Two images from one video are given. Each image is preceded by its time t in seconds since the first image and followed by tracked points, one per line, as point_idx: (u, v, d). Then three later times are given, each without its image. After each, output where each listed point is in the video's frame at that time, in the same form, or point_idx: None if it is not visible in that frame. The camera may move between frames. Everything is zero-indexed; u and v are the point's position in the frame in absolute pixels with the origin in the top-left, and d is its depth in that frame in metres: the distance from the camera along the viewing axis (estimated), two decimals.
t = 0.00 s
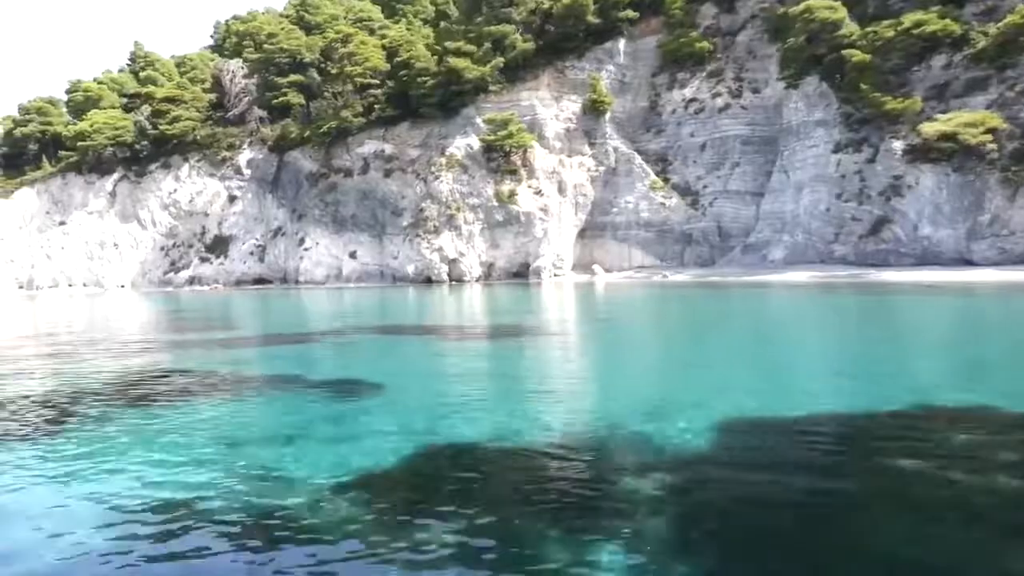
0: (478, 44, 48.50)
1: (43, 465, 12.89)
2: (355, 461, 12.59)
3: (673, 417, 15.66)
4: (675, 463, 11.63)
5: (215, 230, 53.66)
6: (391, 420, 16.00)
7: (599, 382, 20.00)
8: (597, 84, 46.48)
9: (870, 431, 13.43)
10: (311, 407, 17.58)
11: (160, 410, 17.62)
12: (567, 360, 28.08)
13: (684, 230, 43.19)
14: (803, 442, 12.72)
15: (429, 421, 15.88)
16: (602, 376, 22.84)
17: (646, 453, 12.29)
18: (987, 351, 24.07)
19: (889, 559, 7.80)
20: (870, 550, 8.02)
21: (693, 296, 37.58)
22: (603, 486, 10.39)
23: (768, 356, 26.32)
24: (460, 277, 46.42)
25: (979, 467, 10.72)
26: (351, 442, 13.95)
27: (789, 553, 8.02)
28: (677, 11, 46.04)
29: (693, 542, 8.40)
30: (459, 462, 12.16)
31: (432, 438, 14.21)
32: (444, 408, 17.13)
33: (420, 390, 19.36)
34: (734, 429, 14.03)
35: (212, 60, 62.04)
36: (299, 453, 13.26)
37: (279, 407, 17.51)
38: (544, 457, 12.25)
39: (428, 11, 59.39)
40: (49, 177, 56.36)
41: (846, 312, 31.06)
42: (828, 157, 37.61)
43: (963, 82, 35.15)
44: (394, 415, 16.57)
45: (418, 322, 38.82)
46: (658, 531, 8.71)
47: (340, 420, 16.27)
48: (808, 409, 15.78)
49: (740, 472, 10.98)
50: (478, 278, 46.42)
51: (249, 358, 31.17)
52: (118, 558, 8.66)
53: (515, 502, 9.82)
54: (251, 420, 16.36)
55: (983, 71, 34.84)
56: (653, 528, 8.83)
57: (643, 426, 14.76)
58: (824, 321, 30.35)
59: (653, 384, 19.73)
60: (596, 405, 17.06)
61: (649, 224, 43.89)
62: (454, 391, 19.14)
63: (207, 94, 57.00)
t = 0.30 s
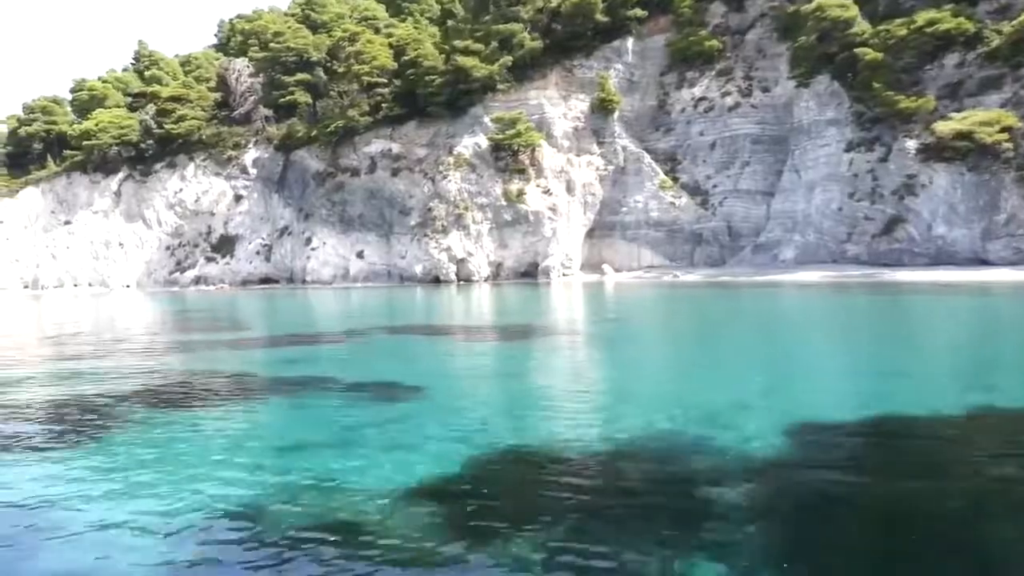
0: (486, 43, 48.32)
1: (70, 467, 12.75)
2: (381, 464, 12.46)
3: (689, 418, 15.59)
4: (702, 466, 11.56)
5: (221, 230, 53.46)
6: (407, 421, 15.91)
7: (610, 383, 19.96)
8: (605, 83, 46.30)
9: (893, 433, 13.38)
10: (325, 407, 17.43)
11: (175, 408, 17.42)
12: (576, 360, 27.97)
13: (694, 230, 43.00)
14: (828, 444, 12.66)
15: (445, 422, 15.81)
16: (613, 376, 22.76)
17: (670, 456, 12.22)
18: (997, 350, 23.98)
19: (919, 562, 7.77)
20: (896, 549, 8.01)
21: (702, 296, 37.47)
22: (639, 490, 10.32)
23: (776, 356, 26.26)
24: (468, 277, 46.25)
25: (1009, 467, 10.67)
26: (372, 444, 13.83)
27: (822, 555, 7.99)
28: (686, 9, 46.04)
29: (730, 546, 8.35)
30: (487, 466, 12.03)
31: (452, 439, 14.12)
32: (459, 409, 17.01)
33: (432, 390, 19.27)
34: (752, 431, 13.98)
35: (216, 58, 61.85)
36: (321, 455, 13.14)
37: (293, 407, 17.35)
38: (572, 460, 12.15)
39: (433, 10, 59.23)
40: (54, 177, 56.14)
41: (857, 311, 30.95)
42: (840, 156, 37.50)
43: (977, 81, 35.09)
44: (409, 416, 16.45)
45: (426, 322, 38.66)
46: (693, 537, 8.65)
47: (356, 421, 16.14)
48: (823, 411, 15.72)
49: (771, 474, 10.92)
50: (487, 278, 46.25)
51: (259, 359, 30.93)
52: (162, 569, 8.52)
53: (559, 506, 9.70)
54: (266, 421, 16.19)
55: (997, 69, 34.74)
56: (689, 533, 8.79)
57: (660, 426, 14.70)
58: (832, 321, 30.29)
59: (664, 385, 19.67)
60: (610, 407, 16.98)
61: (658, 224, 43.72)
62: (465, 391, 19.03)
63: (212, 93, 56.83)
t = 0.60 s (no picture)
0: (494, 41, 48.09)
1: (96, 465, 12.54)
2: (406, 465, 12.24)
3: (705, 419, 15.38)
4: (734, 467, 11.37)
5: (227, 229, 53.17)
6: (422, 421, 15.70)
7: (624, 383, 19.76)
8: (614, 81, 46.04)
9: (922, 435, 13.17)
10: (339, 407, 17.19)
11: (191, 408, 17.15)
12: (585, 359, 27.77)
13: (704, 229, 42.74)
14: (858, 448, 12.47)
15: (460, 421, 15.60)
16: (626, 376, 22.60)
17: (700, 457, 12.00)
18: (1009, 351, 23.81)
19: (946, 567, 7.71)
20: (934, 554, 7.90)
21: (712, 296, 37.26)
22: (679, 492, 10.13)
23: (785, 356, 26.10)
24: (476, 277, 46.03)
25: None
26: (393, 444, 13.63)
27: (848, 559, 7.98)
28: (696, 8, 45.69)
29: (757, 551, 8.32)
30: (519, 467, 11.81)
31: (471, 439, 13.92)
32: (475, 409, 16.77)
33: (443, 390, 19.05)
34: (773, 433, 13.78)
35: (221, 57, 61.62)
36: (345, 455, 12.95)
37: (308, 407, 17.10)
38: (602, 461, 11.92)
39: (440, 9, 58.97)
40: (59, 176, 55.92)
41: (869, 311, 30.77)
42: (853, 155, 37.34)
43: (992, 80, 34.97)
44: (423, 415, 16.24)
45: (435, 323, 38.38)
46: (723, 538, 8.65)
47: (369, 420, 15.92)
48: (842, 412, 15.51)
49: (805, 478, 10.76)
50: (495, 277, 46.02)
51: (269, 359, 30.63)
52: (204, 575, 8.30)
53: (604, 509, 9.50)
54: (283, 420, 15.96)
55: (1012, 68, 34.60)
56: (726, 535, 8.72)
57: (679, 427, 14.51)
58: (842, 321, 30.11)
59: (677, 385, 19.48)
60: (623, 407, 16.80)
61: (668, 224, 43.48)
62: (477, 391, 18.81)
63: (218, 92, 56.60)
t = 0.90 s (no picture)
0: (502, 40, 47.88)
1: (124, 470, 12.33)
2: (437, 469, 12.07)
3: (722, 419, 15.33)
4: (769, 469, 11.27)
5: (233, 229, 52.94)
6: (435, 423, 15.55)
7: (635, 382, 19.71)
8: (623, 80, 45.84)
9: (950, 439, 13.07)
10: (351, 408, 17.00)
11: (209, 409, 16.93)
12: (593, 359, 27.65)
13: (714, 229, 42.54)
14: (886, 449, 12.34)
15: (474, 422, 15.47)
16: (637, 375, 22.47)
17: (731, 460, 11.88)
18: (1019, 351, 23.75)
19: (997, 566, 7.71)
20: (990, 561, 7.78)
21: (721, 296, 37.11)
22: (726, 496, 9.98)
23: (795, 356, 25.98)
24: (485, 276, 45.87)
25: None
26: (417, 446, 13.47)
27: (895, 561, 7.90)
28: (705, 6, 45.56)
29: (805, 553, 8.27)
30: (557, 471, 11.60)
31: (493, 440, 13.80)
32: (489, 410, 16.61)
33: (451, 391, 18.91)
34: (796, 434, 13.75)
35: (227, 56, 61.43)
36: (375, 459, 12.75)
37: (322, 409, 16.87)
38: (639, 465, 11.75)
39: (446, 8, 58.76)
40: (64, 175, 55.75)
41: (881, 309, 30.74)
42: (865, 153, 37.19)
43: (1005, 78, 34.91)
44: (436, 416, 16.12)
45: (443, 323, 38.13)
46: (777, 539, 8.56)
47: (383, 421, 15.77)
48: (859, 413, 15.41)
49: (837, 482, 10.63)
50: (503, 277, 45.84)
51: (279, 360, 30.42)
52: None
53: (656, 518, 9.31)
54: (299, 423, 15.73)
55: None
56: (780, 537, 8.63)
57: (699, 428, 14.43)
58: (851, 319, 30.13)
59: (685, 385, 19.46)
60: (636, 407, 16.66)
61: (678, 223, 43.26)
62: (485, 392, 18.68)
63: (224, 91, 56.42)
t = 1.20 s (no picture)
0: (510, 39, 47.64)
1: (152, 475, 12.16)
2: (460, 475, 11.92)
3: (743, 421, 15.33)
4: (809, 476, 11.26)
5: (239, 228, 52.62)
6: (456, 422, 15.47)
7: (650, 382, 19.67)
8: (632, 79, 45.62)
9: (977, 445, 12.98)
10: (366, 408, 16.81)
11: (229, 411, 16.73)
12: (603, 360, 27.47)
13: (725, 228, 42.33)
14: (914, 456, 12.22)
15: (494, 422, 15.40)
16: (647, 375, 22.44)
17: (763, 466, 11.83)
18: None
19: None
20: None
21: (731, 296, 36.96)
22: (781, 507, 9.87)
23: (805, 356, 25.89)
24: (493, 276, 45.67)
25: None
26: (446, 448, 13.39)
27: None
28: (714, 5, 45.39)
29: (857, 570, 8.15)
30: (601, 479, 11.52)
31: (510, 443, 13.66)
32: (507, 409, 16.53)
33: (462, 390, 18.82)
34: (825, 438, 13.77)
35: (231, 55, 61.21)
36: (408, 462, 12.64)
37: (338, 411, 16.66)
38: (679, 472, 11.71)
39: (452, 7, 58.52)
40: (69, 175, 55.53)
41: (894, 308, 30.75)
42: (878, 152, 37.04)
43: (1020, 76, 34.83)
44: (453, 416, 16.04)
45: (452, 323, 37.89)
46: (847, 554, 8.49)
47: (397, 422, 15.63)
48: (878, 417, 15.32)
49: (871, 491, 10.51)
50: (512, 276, 45.64)
51: (289, 360, 30.16)
52: None
53: (716, 531, 9.19)
54: (317, 423, 15.57)
55: None
56: (847, 552, 8.54)
57: (725, 432, 14.44)
58: (862, 318, 30.16)
59: (698, 385, 19.46)
60: (651, 409, 16.52)
61: (688, 222, 43.04)
62: (497, 391, 18.59)
63: (229, 90, 56.19)
